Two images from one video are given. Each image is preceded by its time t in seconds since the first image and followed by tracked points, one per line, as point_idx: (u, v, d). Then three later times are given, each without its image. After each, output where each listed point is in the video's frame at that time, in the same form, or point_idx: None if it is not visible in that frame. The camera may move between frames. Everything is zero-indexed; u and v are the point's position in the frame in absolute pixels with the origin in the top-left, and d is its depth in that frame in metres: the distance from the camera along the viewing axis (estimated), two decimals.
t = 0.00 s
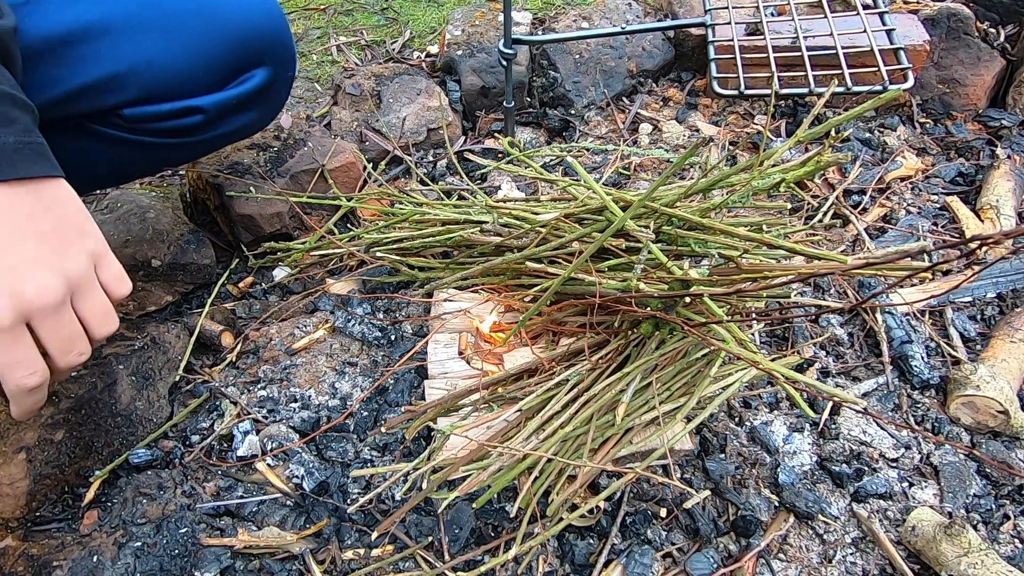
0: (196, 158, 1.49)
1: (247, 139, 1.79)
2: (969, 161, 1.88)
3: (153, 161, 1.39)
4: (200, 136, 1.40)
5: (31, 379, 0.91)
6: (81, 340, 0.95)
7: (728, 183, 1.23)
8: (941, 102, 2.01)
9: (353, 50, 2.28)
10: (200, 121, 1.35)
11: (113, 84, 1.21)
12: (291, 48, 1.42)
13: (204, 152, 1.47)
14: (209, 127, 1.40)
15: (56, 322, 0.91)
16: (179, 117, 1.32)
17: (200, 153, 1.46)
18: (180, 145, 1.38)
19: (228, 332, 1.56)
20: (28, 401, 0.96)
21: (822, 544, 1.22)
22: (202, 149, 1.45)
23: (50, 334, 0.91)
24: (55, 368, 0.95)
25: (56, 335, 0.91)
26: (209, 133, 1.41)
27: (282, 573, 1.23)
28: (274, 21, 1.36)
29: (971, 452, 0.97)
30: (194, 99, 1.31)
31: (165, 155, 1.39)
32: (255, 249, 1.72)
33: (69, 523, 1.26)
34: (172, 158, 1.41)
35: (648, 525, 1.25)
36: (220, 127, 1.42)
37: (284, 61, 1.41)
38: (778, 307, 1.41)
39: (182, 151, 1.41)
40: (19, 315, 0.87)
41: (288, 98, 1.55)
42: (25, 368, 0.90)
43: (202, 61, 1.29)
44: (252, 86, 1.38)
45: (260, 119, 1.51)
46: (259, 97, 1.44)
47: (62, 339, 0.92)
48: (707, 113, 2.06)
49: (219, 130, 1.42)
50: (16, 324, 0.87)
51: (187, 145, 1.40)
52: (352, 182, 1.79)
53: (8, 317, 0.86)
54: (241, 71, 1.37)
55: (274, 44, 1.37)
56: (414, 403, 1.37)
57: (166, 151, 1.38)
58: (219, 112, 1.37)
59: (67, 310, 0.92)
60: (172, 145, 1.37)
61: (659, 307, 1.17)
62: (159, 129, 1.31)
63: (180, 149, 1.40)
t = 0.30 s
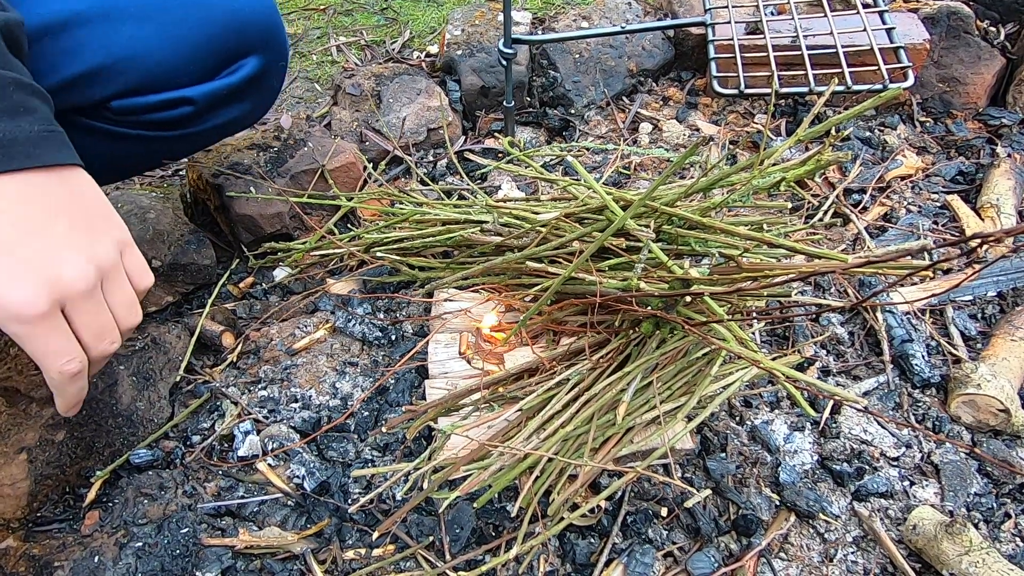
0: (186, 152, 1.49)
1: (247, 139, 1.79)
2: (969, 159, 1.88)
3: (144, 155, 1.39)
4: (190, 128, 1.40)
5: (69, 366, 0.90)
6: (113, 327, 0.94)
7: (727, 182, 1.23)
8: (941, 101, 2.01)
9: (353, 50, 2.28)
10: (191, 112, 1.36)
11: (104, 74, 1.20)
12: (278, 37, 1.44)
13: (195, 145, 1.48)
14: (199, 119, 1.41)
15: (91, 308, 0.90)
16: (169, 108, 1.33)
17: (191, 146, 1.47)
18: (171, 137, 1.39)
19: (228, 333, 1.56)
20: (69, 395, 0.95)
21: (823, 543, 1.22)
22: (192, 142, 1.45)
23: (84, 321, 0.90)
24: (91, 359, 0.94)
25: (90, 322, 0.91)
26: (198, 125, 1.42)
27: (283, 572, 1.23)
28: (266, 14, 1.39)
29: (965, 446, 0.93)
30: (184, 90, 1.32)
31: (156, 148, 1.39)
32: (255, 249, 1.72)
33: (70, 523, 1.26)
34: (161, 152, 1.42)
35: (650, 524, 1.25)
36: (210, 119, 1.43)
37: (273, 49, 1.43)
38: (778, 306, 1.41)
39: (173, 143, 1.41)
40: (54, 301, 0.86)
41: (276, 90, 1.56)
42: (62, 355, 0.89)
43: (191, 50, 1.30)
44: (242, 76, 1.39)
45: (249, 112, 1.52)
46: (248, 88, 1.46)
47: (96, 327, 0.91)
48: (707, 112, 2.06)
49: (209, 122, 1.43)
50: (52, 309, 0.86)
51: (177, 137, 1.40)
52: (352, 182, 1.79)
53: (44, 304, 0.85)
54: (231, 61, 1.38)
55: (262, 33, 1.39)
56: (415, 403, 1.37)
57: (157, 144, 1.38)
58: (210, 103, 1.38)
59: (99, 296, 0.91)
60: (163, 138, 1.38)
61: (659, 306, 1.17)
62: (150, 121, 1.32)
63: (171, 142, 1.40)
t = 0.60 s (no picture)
0: (189, 160, 1.50)
1: (247, 140, 1.80)
2: (969, 158, 1.88)
3: (148, 163, 1.40)
4: (193, 137, 1.41)
5: (102, 351, 0.88)
6: (142, 314, 0.93)
7: (727, 182, 1.23)
8: (940, 100, 2.01)
9: (353, 50, 2.28)
10: (194, 121, 1.36)
11: (107, 83, 1.21)
12: (283, 44, 1.44)
13: (199, 153, 1.49)
14: (202, 128, 1.41)
15: (120, 290, 0.89)
16: (172, 116, 1.33)
17: (195, 154, 1.48)
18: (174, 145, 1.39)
19: (228, 333, 1.56)
20: (101, 391, 0.91)
21: (823, 542, 1.22)
22: (195, 150, 1.46)
23: (114, 303, 0.89)
24: (123, 348, 0.92)
25: (119, 305, 0.89)
26: (202, 133, 1.42)
27: (284, 573, 1.23)
28: (273, 23, 1.39)
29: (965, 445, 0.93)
30: (187, 99, 1.33)
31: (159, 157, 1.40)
32: (255, 250, 1.72)
33: (70, 524, 1.27)
34: (164, 160, 1.42)
35: (649, 524, 1.25)
36: (213, 128, 1.44)
37: (277, 57, 1.44)
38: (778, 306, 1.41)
39: (176, 152, 1.42)
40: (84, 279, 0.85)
41: (281, 99, 1.56)
42: (95, 339, 0.87)
43: (196, 59, 1.31)
44: (246, 85, 1.40)
45: (253, 120, 1.52)
46: (253, 97, 1.46)
47: (127, 309, 0.90)
48: (707, 112, 2.06)
49: (212, 131, 1.44)
50: (83, 289, 0.85)
51: (182, 146, 1.41)
52: (352, 182, 1.79)
53: (74, 282, 0.84)
54: (235, 70, 1.38)
55: (267, 40, 1.39)
56: (415, 403, 1.37)
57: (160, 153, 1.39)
58: (213, 112, 1.39)
59: (127, 278, 0.90)
60: (166, 146, 1.38)
61: (659, 306, 1.18)
62: (153, 129, 1.32)
63: (174, 150, 1.41)
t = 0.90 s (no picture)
0: (175, 148, 1.50)
1: (247, 140, 1.80)
2: (968, 159, 1.88)
3: (132, 151, 1.40)
4: (175, 123, 1.41)
5: (95, 339, 0.88)
6: (138, 305, 0.93)
7: (726, 182, 1.23)
8: (939, 101, 2.02)
9: (352, 50, 2.28)
10: (174, 105, 1.36)
11: (81, 64, 1.22)
12: (263, 26, 1.43)
13: (184, 141, 1.49)
14: (184, 113, 1.41)
15: (115, 278, 0.89)
16: (152, 101, 1.33)
17: (180, 142, 1.48)
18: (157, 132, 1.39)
19: (228, 333, 1.56)
20: (94, 378, 0.91)
21: (822, 542, 1.23)
22: (180, 137, 1.46)
23: (109, 291, 0.89)
24: (117, 337, 0.92)
25: (115, 293, 0.90)
26: (184, 119, 1.42)
27: (283, 573, 1.23)
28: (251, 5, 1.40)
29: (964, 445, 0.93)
30: (163, 83, 1.32)
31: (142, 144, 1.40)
32: (255, 250, 1.72)
33: (70, 524, 1.27)
34: (149, 148, 1.42)
35: (649, 524, 1.25)
36: (196, 114, 1.44)
37: (258, 40, 1.43)
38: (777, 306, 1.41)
39: (160, 140, 1.42)
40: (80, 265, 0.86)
41: (266, 85, 1.56)
42: (89, 326, 0.87)
43: (170, 42, 1.31)
44: (227, 68, 1.40)
45: (238, 107, 1.52)
46: (235, 82, 1.46)
47: (122, 298, 0.90)
48: (706, 112, 2.06)
49: (194, 116, 1.44)
50: (78, 275, 0.86)
51: (162, 134, 1.41)
52: (351, 182, 1.79)
53: (69, 267, 0.85)
54: (214, 54, 1.38)
55: (246, 24, 1.39)
56: (414, 403, 1.37)
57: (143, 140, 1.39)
58: (194, 97, 1.38)
59: (123, 266, 0.90)
60: (148, 133, 1.38)
61: (658, 306, 1.18)
62: (132, 114, 1.32)
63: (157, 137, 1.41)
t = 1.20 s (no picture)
0: (173, 138, 1.53)
1: (247, 140, 1.80)
2: (967, 159, 1.88)
3: (129, 140, 1.43)
4: (170, 113, 1.44)
5: (133, 292, 0.85)
6: (169, 262, 0.90)
7: (725, 183, 1.23)
8: (939, 101, 2.02)
9: (352, 50, 2.28)
10: (168, 95, 1.39)
11: (76, 54, 1.25)
12: (252, 12, 1.48)
13: (180, 131, 1.52)
14: (178, 103, 1.44)
15: (146, 233, 0.87)
16: (147, 91, 1.36)
17: (177, 132, 1.51)
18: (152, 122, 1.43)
19: (228, 333, 1.56)
20: (129, 338, 0.87)
21: (821, 542, 1.23)
22: (178, 127, 1.49)
23: (142, 245, 0.87)
24: (150, 294, 0.88)
25: (147, 248, 0.87)
26: (179, 109, 1.46)
27: (283, 572, 1.24)
28: None
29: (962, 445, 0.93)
30: (158, 73, 1.35)
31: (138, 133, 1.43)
32: (255, 250, 1.73)
33: (70, 523, 1.27)
34: (145, 137, 1.46)
35: (648, 524, 1.25)
36: (191, 104, 1.47)
37: (248, 26, 1.47)
38: (776, 306, 1.42)
39: (157, 129, 1.45)
40: (112, 217, 0.84)
41: (258, 74, 1.60)
42: (125, 278, 0.84)
43: (163, 30, 1.34)
44: (220, 57, 1.43)
45: (232, 96, 1.56)
46: (228, 71, 1.49)
47: (154, 253, 0.88)
48: (706, 113, 2.06)
49: (190, 106, 1.47)
50: (112, 228, 0.83)
51: (159, 124, 1.44)
52: (352, 182, 1.80)
53: (102, 219, 0.83)
54: (206, 42, 1.42)
55: (236, 13, 1.43)
56: (414, 403, 1.37)
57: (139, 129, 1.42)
58: (188, 87, 1.42)
59: (152, 223, 0.88)
60: (144, 123, 1.42)
61: (658, 306, 1.18)
62: (128, 104, 1.36)
63: (154, 127, 1.44)
